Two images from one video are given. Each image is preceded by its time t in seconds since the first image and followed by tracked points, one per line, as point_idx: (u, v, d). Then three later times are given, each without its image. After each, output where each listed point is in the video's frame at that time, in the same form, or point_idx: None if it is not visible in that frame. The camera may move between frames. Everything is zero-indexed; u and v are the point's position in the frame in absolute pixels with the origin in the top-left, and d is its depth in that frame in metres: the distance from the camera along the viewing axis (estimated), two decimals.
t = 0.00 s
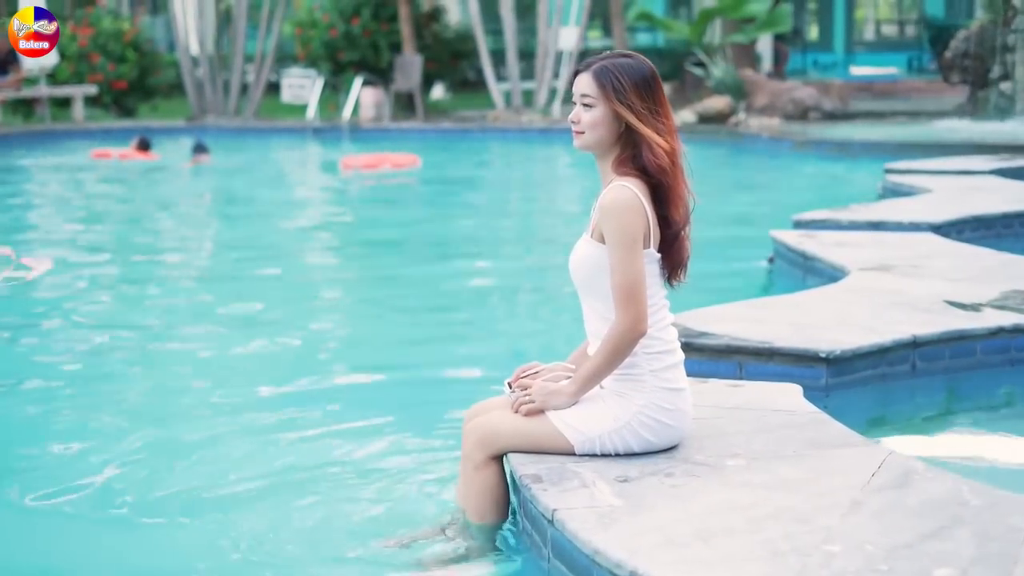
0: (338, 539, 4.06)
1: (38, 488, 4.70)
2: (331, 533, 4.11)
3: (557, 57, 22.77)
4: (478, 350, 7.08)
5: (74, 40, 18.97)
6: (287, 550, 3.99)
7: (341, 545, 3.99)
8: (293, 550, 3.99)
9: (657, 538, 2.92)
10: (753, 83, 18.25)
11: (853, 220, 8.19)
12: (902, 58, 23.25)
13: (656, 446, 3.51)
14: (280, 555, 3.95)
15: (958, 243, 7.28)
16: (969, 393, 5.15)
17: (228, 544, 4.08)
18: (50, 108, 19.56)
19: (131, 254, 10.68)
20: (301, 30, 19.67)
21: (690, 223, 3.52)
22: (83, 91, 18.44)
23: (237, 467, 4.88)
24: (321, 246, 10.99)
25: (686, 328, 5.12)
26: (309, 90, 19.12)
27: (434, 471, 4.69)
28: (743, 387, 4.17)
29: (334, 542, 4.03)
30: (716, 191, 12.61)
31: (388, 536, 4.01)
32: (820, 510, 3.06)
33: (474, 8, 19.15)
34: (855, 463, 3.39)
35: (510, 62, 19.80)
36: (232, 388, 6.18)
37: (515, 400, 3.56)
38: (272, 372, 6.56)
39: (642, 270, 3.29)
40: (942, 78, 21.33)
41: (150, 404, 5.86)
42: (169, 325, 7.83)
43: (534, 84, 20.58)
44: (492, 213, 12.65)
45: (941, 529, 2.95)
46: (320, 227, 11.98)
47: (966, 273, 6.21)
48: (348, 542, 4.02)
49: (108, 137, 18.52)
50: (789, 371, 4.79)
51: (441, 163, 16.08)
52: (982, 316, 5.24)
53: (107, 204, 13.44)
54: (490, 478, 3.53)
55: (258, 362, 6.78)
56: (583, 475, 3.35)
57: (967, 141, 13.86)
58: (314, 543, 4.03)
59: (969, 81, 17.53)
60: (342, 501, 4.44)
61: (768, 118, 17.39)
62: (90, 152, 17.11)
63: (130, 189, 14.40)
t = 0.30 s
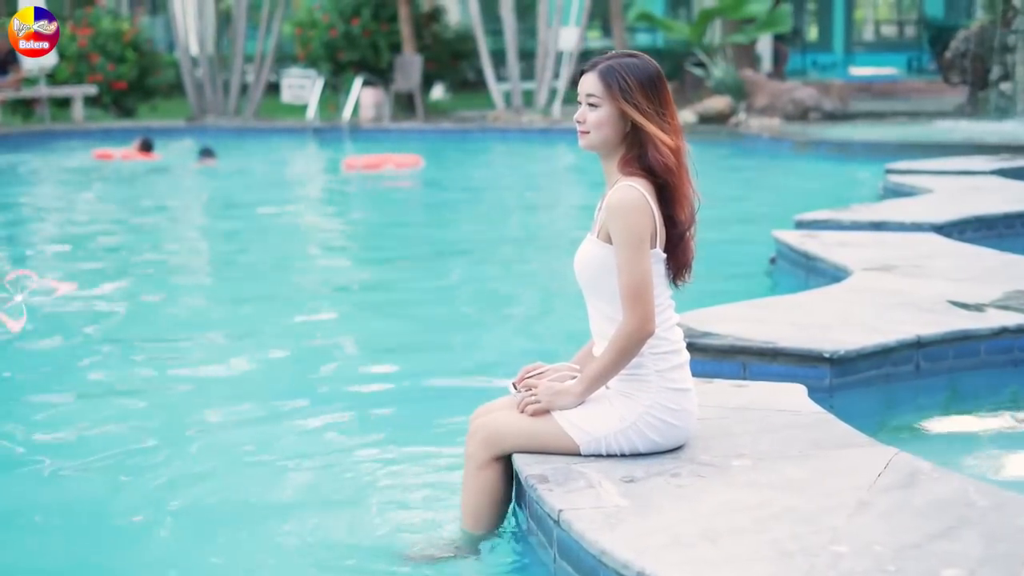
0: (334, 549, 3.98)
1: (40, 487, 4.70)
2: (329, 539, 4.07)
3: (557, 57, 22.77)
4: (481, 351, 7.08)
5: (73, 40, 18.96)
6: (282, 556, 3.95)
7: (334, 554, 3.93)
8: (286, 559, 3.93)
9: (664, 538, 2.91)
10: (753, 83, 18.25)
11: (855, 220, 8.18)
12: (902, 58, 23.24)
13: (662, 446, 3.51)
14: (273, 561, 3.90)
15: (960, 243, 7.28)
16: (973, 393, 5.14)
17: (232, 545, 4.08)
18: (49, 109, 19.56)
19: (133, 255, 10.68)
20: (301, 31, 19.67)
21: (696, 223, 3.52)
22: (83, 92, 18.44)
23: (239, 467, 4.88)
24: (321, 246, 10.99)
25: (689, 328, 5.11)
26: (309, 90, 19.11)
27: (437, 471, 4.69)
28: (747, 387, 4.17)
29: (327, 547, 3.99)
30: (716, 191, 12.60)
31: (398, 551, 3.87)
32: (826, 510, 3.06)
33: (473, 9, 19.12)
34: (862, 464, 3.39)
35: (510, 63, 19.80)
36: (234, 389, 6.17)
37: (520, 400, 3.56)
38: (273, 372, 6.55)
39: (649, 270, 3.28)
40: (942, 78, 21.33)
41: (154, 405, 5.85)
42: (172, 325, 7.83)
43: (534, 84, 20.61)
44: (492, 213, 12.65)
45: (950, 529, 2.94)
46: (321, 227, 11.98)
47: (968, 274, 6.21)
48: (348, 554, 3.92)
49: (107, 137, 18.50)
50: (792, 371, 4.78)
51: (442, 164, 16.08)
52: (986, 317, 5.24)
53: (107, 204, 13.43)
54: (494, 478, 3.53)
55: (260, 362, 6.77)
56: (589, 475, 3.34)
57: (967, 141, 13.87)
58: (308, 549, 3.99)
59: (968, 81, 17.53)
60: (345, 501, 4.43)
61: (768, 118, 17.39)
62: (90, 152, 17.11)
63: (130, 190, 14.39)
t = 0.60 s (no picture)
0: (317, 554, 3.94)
1: (41, 489, 4.68)
2: (324, 542, 4.04)
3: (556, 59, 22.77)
4: (482, 351, 7.06)
5: (72, 40, 18.94)
6: (277, 559, 3.93)
7: (319, 559, 3.90)
8: (279, 563, 3.89)
9: (670, 538, 2.90)
10: (753, 83, 18.25)
11: (856, 220, 8.17)
12: (902, 58, 23.23)
13: (666, 446, 3.50)
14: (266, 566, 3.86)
15: (961, 243, 7.27)
16: (977, 393, 5.13)
17: (228, 545, 4.06)
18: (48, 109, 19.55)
19: (133, 255, 10.66)
20: (301, 31, 19.67)
21: (700, 223, 3.51)
22: (82, 92, 18.43)
23: (238, 468, 4.86)
24: (322, 246, 10.98)
25: (692, 328, 5.11)
26: (309, 90, 19.10)
27: (438, 471, 4.68)
28: (751, 387, 4.15)
29: (316, 551, 3.97)
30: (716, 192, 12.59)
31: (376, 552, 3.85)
32: (833, 510, 3.05)
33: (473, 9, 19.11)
34: (868, 463, 3.38)
35: (509, 63, 19.80)
36: (233, 388, 6.16)
37: (524, 400, 3.55)
38: (271, 372, 6.54)
39: (653, 270, 3.27)
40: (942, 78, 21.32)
41: (153, 406, 5.83)
42: (171, 325, 7.80)
43: (534, 85, 20.59)
44: (491, 213, 12.64)
45: (957, 529, 2.94)
46: (322, 227, 11.96)
47: (971, 273, 6.20)
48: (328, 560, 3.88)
49: (106, 137, 18.48)
50: (796, 371, 4.78)
51: (443, 164, 16.07)
52: (989, 316, 5.23)
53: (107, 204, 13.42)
54: (495, 476, 3.52)
55: (261, 363, 6.75)
56: (594, 475, 3.34)
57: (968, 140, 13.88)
58: (299, 553, 3.96)
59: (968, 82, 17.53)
60: (343, 502, 4.42)
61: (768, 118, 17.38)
62: (91, 152, 17.09)
63: (129, 190, 14.38)
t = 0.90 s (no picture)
0: (310, 553, 3.91)
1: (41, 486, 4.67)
2: (320, 538, 4.03)
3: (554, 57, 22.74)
4: (483, 349, 7.05)
5: (70, 38, 18.88)
6: (278, 557, 3.90)
7: (315, 558, 3.86)
8: (279, 561, 3.87)
9: (675, 536, 2.89)
10: (752, 82, 18.24)
11: (857, 218, 8.16)
12: (900, 57, 23.23)
13: (669, 444, 3.49)
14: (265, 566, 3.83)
15: (961, 241, 7.26)
16: (979, 391, 5.13)
17: (225, 543, 4.05)
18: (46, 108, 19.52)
19: (130, 254, 10.62)
20: (299, 29, 19.65)
21: (701, 221, 3.51)
22: (79, 90, 18.38)
23: (238, 466, 4.85)
24: (321, 244, 10.96)
25: (693, 325, 5.09)
26: (307, 88, 19.08)
27: (440, 470, 4.66)
28: (754, 385, 4.14)
29: (314, 548, 3.95)
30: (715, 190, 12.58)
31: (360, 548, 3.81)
32: (838, 507, 3.04)
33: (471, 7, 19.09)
34: (871, 461, 3.37)
35: (508, 62, 19.78)
36: (232, 387, 6.13)
37: (526, 397, 3.54)
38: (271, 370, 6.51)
39: (655, 267, 3.26)
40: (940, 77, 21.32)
41: (152, 405, 5.80)
42: (170, 325, 7.77)
43: (533, 83, 20.58)
44: (490, 212, 12.63)
45: (961, 526, 2.93)
46: (321, 225, 11.94)
47: (972, 272, 6.19)
48: (317, 560, 3.84)
49: (104, 135, 18.45)
50: (798, 368, 4.77)
51: (442, 162, 16.06)
52: (990, 314, 5.22)
53: (105, 203, 13.38)
54: (497, 472, 3.51)
55: (260, 362, 6.73)
56: (597, 472, 3.33)
57: (967, 138, 13.89)
58: (300, 551, 3.94)
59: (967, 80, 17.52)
60: (341, 500, 4.40)
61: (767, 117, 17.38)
62: (90, 151, 17.04)
63: (127, 188, 14.35)
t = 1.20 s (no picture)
0: (323, 553, 3.88)
1: (44, 487, 4.65)
2: (324, 538, 4.02)
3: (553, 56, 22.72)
4: (485, 348, 7.04)
5: (68, 37, 18.86)
6: (286, 558, 3.88)
7: (329, 558, 3.84)
8: (290, 562, 3.84)
9: (680, 534, 2.88)
10: (751, 81, 18.23)
11: (857, 216, 8.15)
12: (898, 55, 23.22)
13: (673, 442, 3.48)
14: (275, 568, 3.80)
15: (962, 239, 7.26)
16: (981, 389, 5.12)
17: (225, 544, 4.04)
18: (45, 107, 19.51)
19: (129, 253, 10.60)
20: (298, 28, 19.62)
21: (703, 220, 3.50)
22: (78, 89, 18.35)
23: (239, 465, 4.83)
24: (319, 244, 10.92)
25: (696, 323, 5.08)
26: (305, 87, 19.08)
27: (443, 469, 4.65)
28: (757, 382, 4.13)
29: (325, 549, 3.92)
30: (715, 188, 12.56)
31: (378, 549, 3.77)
32: (844, 505, 3.03)
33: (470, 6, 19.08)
34: (875, 459, 3.36)
35: (508, 61, 19.76)
36: (233, 387, 6.11)
37: (530, 396, 3.53)
38: (272, 370, 6.50)
39: (657, 264, 3.25)
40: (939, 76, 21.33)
41: (152, 405, 5.78)
42: (170, 324, 7.75)
43: (532, 82, 20.53)
44: (490, 210, 12.63)
45: (967, 524, 2.92)
46: (320, 224, 11.93)
47: (973, 269, 6.18)
48: (332, 560, 3.80)
49: (103, 135, 18.43)
50: (801, 367, 4.76)
51: (442, 160, 16.05)
52: (993, 312, 5.22)
53: (104, 202, 13.36)
54: (503, 471, 3.51)
55: (260, 361, 6.71)
56: (601, 471, 3.32)
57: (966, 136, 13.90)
58: (308, 551, 3.92)
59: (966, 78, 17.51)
60: (341, 499, 4.39)
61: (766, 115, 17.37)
62: (90, 150, 17.02)
63: (127, 188, 14.33)
